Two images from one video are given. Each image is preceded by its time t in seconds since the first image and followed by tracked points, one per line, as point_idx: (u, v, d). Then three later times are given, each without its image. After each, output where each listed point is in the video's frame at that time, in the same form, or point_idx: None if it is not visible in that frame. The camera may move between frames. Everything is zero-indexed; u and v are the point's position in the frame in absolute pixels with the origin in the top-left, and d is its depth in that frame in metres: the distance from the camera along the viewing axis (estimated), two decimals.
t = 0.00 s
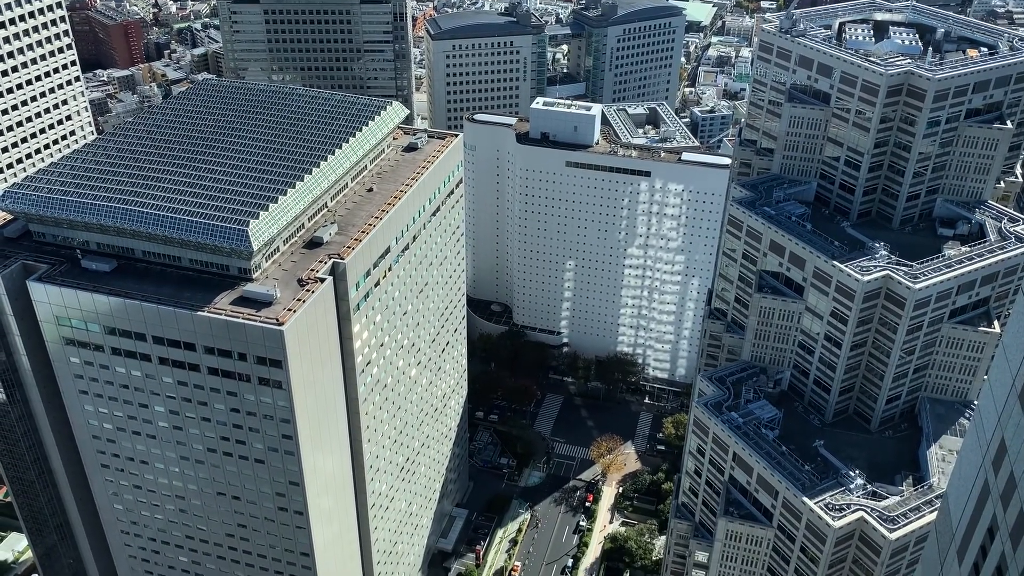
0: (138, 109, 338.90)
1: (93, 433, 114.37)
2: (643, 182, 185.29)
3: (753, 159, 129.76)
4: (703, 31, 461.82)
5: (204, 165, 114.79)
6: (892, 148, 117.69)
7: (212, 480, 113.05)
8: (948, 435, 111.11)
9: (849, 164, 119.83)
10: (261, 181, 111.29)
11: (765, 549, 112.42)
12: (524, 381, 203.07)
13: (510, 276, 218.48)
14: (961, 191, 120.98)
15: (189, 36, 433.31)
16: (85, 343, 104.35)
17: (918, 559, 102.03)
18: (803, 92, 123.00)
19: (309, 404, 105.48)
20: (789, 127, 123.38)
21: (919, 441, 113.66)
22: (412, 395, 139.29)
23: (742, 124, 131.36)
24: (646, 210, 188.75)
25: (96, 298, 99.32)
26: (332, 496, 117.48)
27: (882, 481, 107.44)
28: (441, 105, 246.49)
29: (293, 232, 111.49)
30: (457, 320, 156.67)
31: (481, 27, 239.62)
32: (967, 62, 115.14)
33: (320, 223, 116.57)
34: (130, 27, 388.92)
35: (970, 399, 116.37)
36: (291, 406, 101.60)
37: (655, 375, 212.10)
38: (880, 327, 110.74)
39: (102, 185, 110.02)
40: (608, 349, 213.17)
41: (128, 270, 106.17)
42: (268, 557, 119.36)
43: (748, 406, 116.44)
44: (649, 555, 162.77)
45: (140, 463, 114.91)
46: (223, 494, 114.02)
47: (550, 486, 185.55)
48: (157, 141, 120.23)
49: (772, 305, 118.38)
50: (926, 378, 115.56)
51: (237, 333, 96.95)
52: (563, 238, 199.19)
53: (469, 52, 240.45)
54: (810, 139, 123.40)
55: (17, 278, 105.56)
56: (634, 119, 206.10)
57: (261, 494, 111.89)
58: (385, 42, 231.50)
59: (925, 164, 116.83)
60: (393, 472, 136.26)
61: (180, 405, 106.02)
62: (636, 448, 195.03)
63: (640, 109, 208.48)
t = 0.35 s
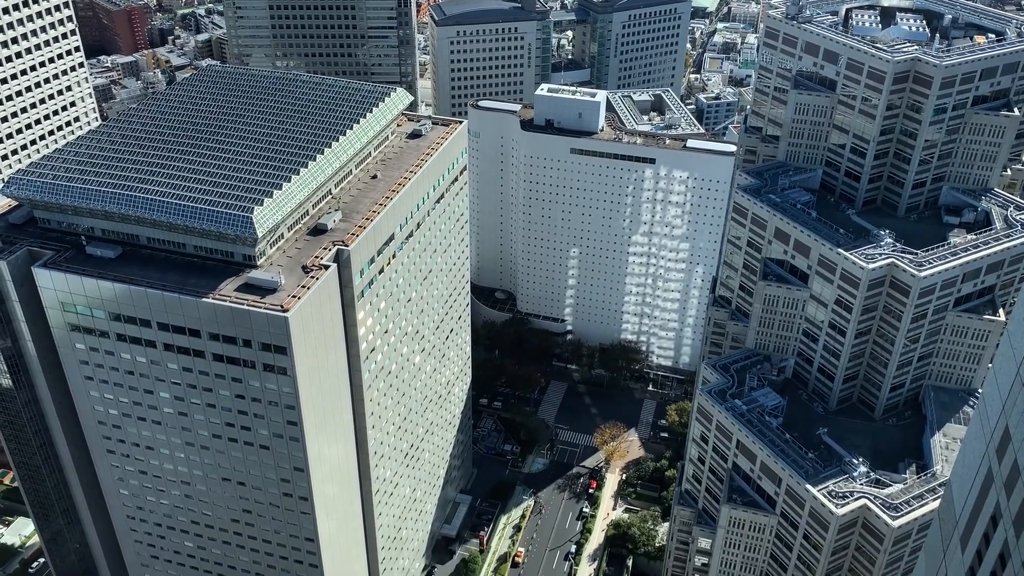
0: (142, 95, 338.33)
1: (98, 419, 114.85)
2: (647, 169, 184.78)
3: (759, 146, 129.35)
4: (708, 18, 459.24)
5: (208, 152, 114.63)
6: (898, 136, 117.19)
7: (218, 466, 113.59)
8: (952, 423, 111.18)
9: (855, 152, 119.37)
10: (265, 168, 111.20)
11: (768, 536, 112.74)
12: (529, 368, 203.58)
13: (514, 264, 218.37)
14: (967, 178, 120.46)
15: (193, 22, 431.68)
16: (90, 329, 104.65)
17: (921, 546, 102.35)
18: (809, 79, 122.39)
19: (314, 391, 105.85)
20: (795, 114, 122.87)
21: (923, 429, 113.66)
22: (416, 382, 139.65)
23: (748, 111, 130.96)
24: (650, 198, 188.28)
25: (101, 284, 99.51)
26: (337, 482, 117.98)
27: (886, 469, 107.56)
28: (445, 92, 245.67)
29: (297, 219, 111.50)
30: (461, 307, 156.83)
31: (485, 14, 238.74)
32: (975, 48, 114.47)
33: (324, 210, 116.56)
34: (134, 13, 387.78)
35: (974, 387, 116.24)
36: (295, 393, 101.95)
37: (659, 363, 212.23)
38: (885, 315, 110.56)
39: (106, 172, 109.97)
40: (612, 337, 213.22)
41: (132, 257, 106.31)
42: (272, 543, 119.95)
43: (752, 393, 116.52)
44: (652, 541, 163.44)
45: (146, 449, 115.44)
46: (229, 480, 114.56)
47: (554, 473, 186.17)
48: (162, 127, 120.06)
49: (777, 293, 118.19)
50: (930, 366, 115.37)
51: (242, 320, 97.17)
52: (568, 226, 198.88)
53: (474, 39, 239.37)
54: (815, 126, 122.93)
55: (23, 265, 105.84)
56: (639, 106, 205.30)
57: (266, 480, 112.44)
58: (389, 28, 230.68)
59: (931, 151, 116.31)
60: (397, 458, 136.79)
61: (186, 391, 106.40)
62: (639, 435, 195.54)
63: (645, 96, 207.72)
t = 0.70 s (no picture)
0: (145, 83, 337.76)
1: (103, 406, 115.28)
2: (651, 157, 184.27)
3: (764, 135, 129.09)
4: (713, 5, 456.87)
5: (212, 140, 114.55)
6: (903, 124, 116.73)
7: (222, 453, 114.10)
8: (955, 412, 111.27)
9: (859, 140, 118.95)
10: (269, 155, 111.15)
11: (771, 524, 113.12)
12: (532, 357, 203.97)
13: (518, 252, 218.33)
14: (972, 167, 119.98)
15: (196, 9, 429.95)
16: (95, 317, 104.93)
17: (923, 534, 102.67)
18: (814, 67, 121.85)
19: (318, 379, 106.15)
20: (799, 102, 122.48)
21: (926, 418, 113.75)
22: (420, 370, 139.97)
23: (753, 99, 130.26)
24: (654, 186, 187.84)
25: (106, 272, 99.70)
26: (341, 469, 118.47)
27: (888, 458, 107.72)
28: (448, 79, 244.91)
29: (301, 207, 111.56)
30: (465, 295, 156.86)
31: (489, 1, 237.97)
32: (981, 36, 113.79)
33: (328, 198, 116.57)
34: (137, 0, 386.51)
35: (978, 376, 116.17)
36: (300, 380, 102.27)
37: (662, 351, 212.30)
38: (888, 304, 110.45)
39: (109, 160, 109.97)
40: (616, 326, 213.29)
41: (136, 245, 106.47)
42: (277, 530, 120.59)
43: (755, 382, 116.59)
44: (655, 529, 164.14)
45: (150, 436, 115.93)
46: (233, 467, 115.06)
47: (557, 460, 186.78)
48: (165, 115, 119.89)
49: (781, 282, 118.07)
50: (934, 355, 115.27)
51: (245, 308, 97.35)
52: (571, 214, 198.63)
53: (478, 26, 238.34)
54: (820, 114, 122.52)
55: (28, 253, 106.11)
56: (643, 94, 204.55)
57: (270, 467, 112.96)
58: (392, 15, 229.65)
59: (936, 140, 115.89)
60: (401, 446, 137.22)
61: (190, 379, 106.75)
62: (642, 424, 195.96)
63: (649, 84, 206.99)
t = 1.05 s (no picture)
0: (148, 68, 337.24)
1: (107, 391, 115.69)
2: (655, 144, 183.70)
3: (768, 121, 128.79)
4: None
5: (214, 125, 114.33)
6: (907, 110, 116.26)
7: (225, 438, 114.59)
8: (957, 399, 111.38)
9: (864, 127, 118.51)
10: (271, 141, 110.98)
11: (772, 510, 113.48)
12: (534, 343, 204.46)
13: (520, 238, 218.19)
14: (976, 154, 119.50)
15: None
16: (98, 302, 105.14)
17: (924, 520, 102.94)
18: (818, 53, 121.37)
19: (321, 365, 106.36)
20: (803, 88, 122.18)
21: (928, 405, 113.85)
22: (422, 356, 140.26)
23: (756, 85, 130.15)
24: (657, 172, 187.37)
25: (109, 258, 99.84)
26: (343, 455, 118.91)
27: (890, 444, 107.93)
28: (451, 64, 244.02)
29: (303, 193, 111.52)
30: (467, 282, 156.92)
31: None
32: (987, 22, 113.08)
33: (330, 184, 116.46)
34: None
35: (980, 363, 116.12)
36: (302, 366, 102.53)
37: (664, 338, 212.52)
38: (891, 291, 110.39)
39: (111, 145, 109.84)
40: (618, 312, 213.45)
41: (139, 230, 106.57)
42: (280, 514, 121.26)
43: (757, 368, 116.69)
44: (656, 515, 164.85)
45: (154, 421, 116.41)
46: (237, 452, 115.57)
47: (559, 446, 187.38)
48: (167, 100, 119.59)
49: (784, 269, 117.99)
50: (936, 342, 115.21)
51: (248, 294, 97.46)
52: (574, 201, 198.23)
53: (481, 11, 237.15)
54: (824, 100, 122.20)
55: (31, 238, 106.25)
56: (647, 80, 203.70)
57: (273, 453, 113.46)
58: None
59: (941, 126, 115.42)
60: (403, 431, 137.68)
61: (193, 364, 107.02)
62: (644, 410, 196.37)
63: (653, 69, 206.12)
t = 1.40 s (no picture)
0: (149, 54, 335.95)
1: (110, 377, 115.97)
2: (657, 131, 183.15)
3: (771, 108, 128.67)
4: None
5: (216, 111, 114.07)
6: (911, 98, 115.83)
7: (228, 425, 114.92)
8: (958, 387, 111.54)
9: (867, 114, 118.11)
10: (273, 127, 110.72)
11: (772, 497, 113.82)
12: (536, 330, 204.77)
13: (522, 226, 217.97)
14: (980, 141, 119.15)
15: None
16: (101, 288, 105.20)
17: (924, 508, 103.14)
18: (822, 39, 120.88)
19: (323, 352, 106.54)
20: (807, 75, 121.80)
21: (929, 393, 114.02)
22: (424, 343, 140.52)
23: (760, 72, 130.77)
24: (660, 160, 186.86)
25: (111, 244, 99.83)
26: (345, 441, 119.22)
27: (891, 432, 108.15)
28: (453, 50, 243.00)
29: (305, 180, 111.39)
30: (469, 269, 156.96)
31: None
32: (992, 9, 112.42)
33: (332, 170, 116.30)
34: None
35: (982, 351, 116.10)
36: (305, 353, 102.70)
37: (666, 326, 212.68)
38: (894, 279, 110.32)
39: (114, 131, 109.65)
40: (619, 300, 213.53)
41: (141, 216, 106.55)
42: (282, 500, 121.74)
43: (759, 356, 116.77)
44: (657, 501, 165.39)
45: (156, 407, 116.72)
46: (239, 438, 115.92)
47: (560, 433, 187.94)
48: (169, 86, 119.26)
49: (786, 256, 117.87)
50: (938, 330, 115.18)
51: (250, 281, 97.48)
52: (576, 188, 197.81)
53: None
54: (828, 87, 121.85)
55: (33, 224, 106.30)
56: (650, 66, 202.89)
57: (276, 439, 113.80)
58: None
59: (944, 114, 115.01)
60: (405, 418, 138.10)
61: (195, 350, 107.21)
62: (645, 398, 196.77)
63: (656, 56, 205.36)
